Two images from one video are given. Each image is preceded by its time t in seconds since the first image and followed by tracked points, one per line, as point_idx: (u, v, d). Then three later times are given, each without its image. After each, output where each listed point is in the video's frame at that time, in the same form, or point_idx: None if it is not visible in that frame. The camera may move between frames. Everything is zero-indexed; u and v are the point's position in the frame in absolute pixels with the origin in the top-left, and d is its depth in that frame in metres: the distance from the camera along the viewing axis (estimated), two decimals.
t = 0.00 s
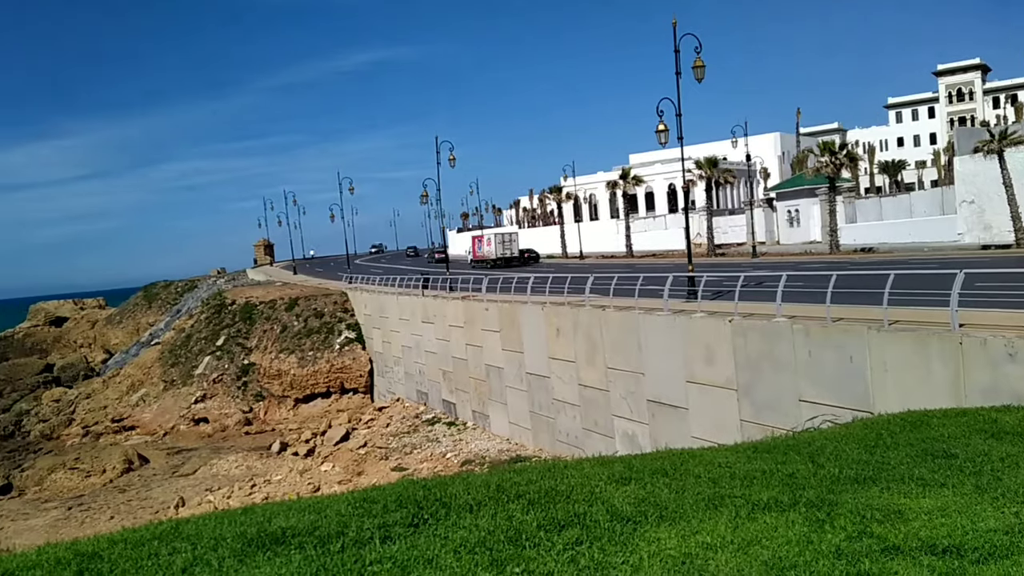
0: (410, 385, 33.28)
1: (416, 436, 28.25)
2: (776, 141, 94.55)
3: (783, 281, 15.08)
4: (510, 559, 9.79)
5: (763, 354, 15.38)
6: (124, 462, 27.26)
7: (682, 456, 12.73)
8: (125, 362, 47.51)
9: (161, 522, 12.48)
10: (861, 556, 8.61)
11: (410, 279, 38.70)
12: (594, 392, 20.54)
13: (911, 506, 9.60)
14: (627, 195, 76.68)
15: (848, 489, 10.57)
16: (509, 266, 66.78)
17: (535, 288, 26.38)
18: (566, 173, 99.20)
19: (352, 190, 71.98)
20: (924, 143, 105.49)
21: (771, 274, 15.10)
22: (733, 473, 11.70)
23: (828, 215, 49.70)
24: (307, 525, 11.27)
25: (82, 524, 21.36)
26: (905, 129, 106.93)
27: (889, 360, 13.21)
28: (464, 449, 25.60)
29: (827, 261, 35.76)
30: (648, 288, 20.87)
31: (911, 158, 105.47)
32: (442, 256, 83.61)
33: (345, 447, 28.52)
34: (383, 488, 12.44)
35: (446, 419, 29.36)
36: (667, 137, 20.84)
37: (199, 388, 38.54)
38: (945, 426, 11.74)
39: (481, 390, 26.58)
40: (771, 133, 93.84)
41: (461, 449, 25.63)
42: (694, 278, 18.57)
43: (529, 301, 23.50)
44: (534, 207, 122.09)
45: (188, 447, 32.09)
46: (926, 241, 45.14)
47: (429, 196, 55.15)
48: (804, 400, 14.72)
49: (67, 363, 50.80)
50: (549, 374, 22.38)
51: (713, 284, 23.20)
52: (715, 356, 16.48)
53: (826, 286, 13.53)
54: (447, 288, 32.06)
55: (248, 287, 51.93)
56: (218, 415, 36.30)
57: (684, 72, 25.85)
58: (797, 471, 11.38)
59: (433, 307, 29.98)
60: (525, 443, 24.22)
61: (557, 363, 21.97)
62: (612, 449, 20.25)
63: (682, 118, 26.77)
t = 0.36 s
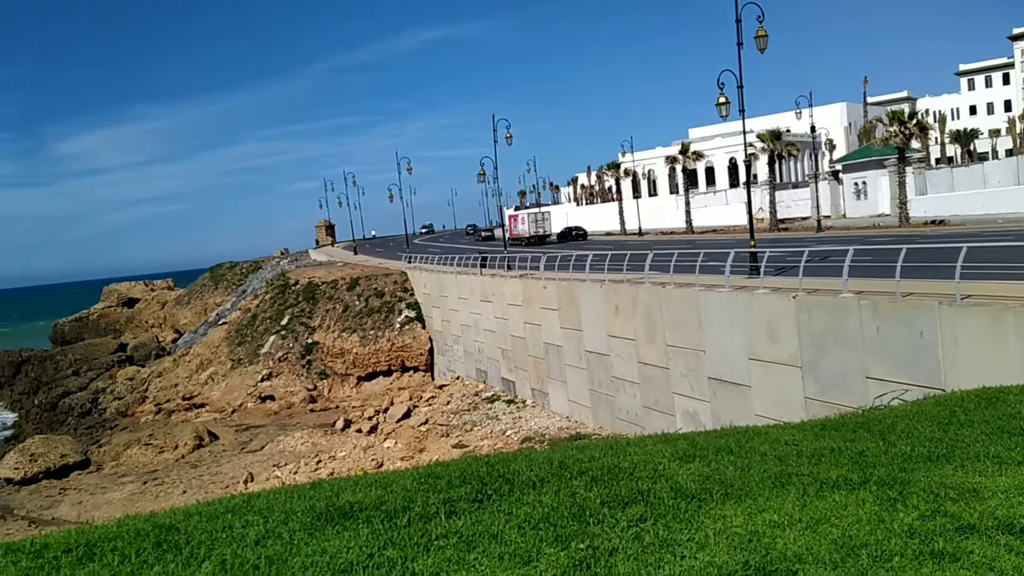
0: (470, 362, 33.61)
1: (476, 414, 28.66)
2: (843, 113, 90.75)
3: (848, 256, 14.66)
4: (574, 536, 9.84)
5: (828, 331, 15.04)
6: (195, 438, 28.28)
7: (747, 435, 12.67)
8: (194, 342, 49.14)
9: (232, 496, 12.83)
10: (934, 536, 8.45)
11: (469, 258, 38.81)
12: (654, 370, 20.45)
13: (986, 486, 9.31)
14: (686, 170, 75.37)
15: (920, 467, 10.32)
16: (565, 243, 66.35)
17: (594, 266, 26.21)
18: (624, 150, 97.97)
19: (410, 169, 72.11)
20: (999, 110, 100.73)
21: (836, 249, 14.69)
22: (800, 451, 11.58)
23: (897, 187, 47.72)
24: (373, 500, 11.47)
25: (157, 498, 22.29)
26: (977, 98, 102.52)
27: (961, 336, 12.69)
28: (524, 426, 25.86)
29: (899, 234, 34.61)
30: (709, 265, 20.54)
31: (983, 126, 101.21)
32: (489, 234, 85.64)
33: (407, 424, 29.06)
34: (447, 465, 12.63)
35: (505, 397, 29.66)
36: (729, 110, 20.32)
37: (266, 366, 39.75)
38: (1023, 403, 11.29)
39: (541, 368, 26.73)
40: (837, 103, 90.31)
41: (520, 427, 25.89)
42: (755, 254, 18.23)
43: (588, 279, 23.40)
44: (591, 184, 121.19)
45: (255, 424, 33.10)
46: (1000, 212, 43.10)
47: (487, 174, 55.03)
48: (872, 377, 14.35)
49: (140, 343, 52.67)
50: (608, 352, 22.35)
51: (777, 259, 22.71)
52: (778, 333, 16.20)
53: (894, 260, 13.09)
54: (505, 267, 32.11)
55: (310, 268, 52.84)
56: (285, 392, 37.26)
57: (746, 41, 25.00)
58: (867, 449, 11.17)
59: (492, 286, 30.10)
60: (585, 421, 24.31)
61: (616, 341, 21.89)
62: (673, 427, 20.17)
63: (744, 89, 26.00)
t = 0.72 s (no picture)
0: (507, 342, 33.75)
1: (515, 393, 28.88)
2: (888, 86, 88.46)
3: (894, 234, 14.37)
4: (619, 515, 9.85)
5: (873, 310, 14.82)
6: (239, 417, 28.83)
7: (793, 416, 12.63)
8: (237, 322, 50.02)
9: (280, 474, 13.04)
10: (987, 517, 8.32)
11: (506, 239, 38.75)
12: (693, 350, 20.36)
13: None
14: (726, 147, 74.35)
15: (970, 447, 10.13)
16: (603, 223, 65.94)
17: (632, 245, 26.04)
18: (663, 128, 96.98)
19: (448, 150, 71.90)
20: None
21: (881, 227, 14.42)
22: (848, 431, 11.48)
23: (943, 163, 46.28)
24: (419, 477, 11.60)
25: (203, 476, 22.83)
26: None
27: (1010, 315, 12.38)
28: (562, 406, 25.99)
29: (952, 210, 33.65)
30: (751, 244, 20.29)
31: None
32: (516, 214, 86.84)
33: (447, 403, 29.36)
34: (490, 443, 12.74)
35: (544, 377, 29.82)
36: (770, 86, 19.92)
37: (307, 346, 40.14)
38: None
39: (579, 348, 26.77)
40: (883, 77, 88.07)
41: (559, 406, 26.04)
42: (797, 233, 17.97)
43: (626, 259, 23.28)
44: (630, 163, 120.26)
45: (297, 403, 33.71)
46: None
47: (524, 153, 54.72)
48: (917, 357, 14.13)
49: (184, 324, 53.70)
50: (647, 332, 22.29)
51: (820, 238, 22.35)
52: (822, 312, 16.01)
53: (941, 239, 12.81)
54: (543, 247, 32.05)
55: (350, 249, 53.21)
56: (326, 371, 38.03)
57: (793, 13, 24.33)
58: (916, 429, 11.02)
59: (530, 266, 30.10)
60: (623, 401, 24.33)
61: (655, 321, 21.81)
62: (713, 407, 20.10)
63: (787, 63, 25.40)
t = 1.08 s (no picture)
0: (540, 327, 33.80)
1: (547, 378, 29.01)
2: (929, 67, 86.62)
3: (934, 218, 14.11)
4: (657, 498, 9.86)
5: (913, 296, 14.59)
6: (275, 399, 29.25)
7: (832, 402, 12.56)
8: (272, 306, 50.64)
9: (319, 455, 13.22)
10: None
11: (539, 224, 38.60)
12: (727, 335, 20.24)
13: None
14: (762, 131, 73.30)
15: (1016, 433, 9.95)
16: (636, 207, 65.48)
17: (667, 230, 25.84)
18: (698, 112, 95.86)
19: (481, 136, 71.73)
20: None
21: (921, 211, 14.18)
22: (889, 417, 11.36)
23: (987, 147, 45.20)
24: (457, 459, 11.70)
25: (240, 457, 23.23)
26: None
27: None
28: (595, 391, 26.05)
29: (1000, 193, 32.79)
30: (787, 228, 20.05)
31: None
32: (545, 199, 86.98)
33: (480, 387, 29.60)
34: (526, 426, 12.83)
35: (577, 361, 29.88)
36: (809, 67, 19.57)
37: (341, 330, 40.77)
38: None
39: (612, 333, 26.74)
40: (924, 58, 86.11)
41: (591, 391, 26.11)
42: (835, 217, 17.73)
43: (660, 244, 23.16)
44: (664, 147, 119.04)
45: (332, 386, 34.15)
46: None
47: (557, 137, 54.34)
48: (957, 343, 13.91)
49: (221, 308, 54.52)
50: (680, 317, 22.20)
51: (858, 222, 21.99)
52: (859, 298, 15.83)
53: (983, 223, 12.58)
54: (576, 232, 31.94)
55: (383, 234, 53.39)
56: (360, 355, 38.54)
57: None
58: (959, 415, 10.86)
59: (563, 251, 30.04)
60: (656, 386, 24.30)
61: (689, 306, 21.70)
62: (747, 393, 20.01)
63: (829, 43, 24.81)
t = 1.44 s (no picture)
0: (564, 309, 33.80)
1: (571, 359, 29.11)
2: (964, 47, 84.71)
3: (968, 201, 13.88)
4: (684, 479, 9.85)
5: (944, 280, 14.40)
6: (301, 378, 29.58)
7: (864, 385, 12.50)
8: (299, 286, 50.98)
9: (348, 430, 13.34)
10: None
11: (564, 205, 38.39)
12: (754, 318, 20.11)
13: None
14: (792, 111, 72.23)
15: None
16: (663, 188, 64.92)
17: (693, 212, 25.63)
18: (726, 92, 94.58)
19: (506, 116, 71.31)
20: None
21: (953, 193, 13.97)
22: (921, 400, 11.26)
23: None
24: (484, 438, 11.77)
25: (267, 434, 23.54)
26: None
27: None
28: (619, 373, 26.08)
29: None
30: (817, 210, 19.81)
31: None
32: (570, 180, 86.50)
33: (504, 367, 29.80)
34: (553, 406, 12.85)
35: (601, 343, 29.89)
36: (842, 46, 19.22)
37: (367, 310, 41.05)
38: None
39: (636, 316, 26.69)
40: (959, 38, 84.22)
41: (616, 373, 26.16)
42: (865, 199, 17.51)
43: (686, 226, 22.99)
44: (691, 127, 117.69)
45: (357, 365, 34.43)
46: None
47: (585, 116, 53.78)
48: (989, 328, 13.71)
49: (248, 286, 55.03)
50: (706, 300, 22.09)
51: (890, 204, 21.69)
52: (889, 281, 15.64)
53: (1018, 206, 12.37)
54: (602, 213, 31.78)
55: (409, 214, 53.39)
56: (385, 334, 38.93)
57: None
58: (993, 400, 10.73)
59: (588, 233, 29.92)
60: (681, 368, 24.25)
61: (715, 289, 21.56)
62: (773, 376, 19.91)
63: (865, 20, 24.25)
